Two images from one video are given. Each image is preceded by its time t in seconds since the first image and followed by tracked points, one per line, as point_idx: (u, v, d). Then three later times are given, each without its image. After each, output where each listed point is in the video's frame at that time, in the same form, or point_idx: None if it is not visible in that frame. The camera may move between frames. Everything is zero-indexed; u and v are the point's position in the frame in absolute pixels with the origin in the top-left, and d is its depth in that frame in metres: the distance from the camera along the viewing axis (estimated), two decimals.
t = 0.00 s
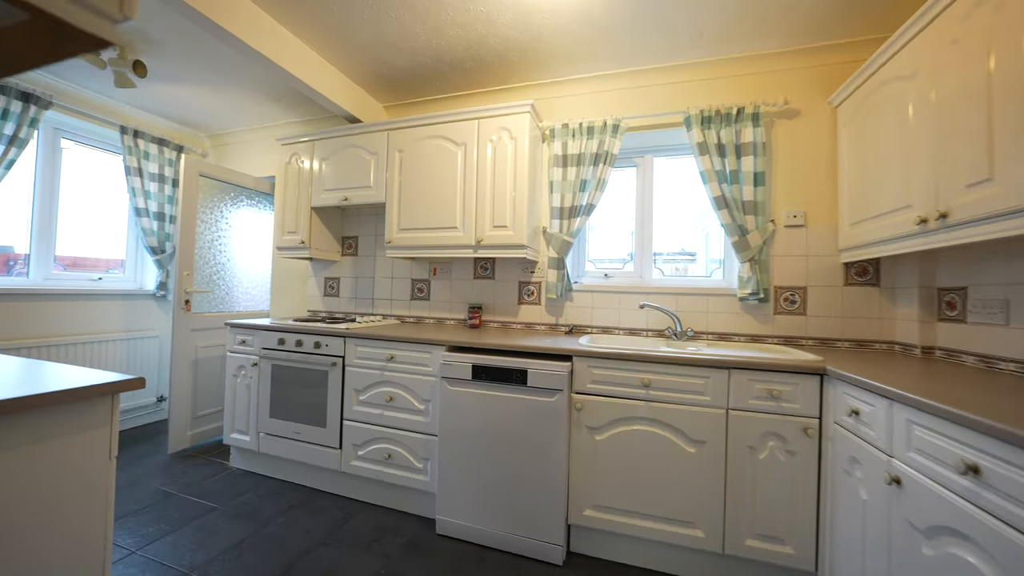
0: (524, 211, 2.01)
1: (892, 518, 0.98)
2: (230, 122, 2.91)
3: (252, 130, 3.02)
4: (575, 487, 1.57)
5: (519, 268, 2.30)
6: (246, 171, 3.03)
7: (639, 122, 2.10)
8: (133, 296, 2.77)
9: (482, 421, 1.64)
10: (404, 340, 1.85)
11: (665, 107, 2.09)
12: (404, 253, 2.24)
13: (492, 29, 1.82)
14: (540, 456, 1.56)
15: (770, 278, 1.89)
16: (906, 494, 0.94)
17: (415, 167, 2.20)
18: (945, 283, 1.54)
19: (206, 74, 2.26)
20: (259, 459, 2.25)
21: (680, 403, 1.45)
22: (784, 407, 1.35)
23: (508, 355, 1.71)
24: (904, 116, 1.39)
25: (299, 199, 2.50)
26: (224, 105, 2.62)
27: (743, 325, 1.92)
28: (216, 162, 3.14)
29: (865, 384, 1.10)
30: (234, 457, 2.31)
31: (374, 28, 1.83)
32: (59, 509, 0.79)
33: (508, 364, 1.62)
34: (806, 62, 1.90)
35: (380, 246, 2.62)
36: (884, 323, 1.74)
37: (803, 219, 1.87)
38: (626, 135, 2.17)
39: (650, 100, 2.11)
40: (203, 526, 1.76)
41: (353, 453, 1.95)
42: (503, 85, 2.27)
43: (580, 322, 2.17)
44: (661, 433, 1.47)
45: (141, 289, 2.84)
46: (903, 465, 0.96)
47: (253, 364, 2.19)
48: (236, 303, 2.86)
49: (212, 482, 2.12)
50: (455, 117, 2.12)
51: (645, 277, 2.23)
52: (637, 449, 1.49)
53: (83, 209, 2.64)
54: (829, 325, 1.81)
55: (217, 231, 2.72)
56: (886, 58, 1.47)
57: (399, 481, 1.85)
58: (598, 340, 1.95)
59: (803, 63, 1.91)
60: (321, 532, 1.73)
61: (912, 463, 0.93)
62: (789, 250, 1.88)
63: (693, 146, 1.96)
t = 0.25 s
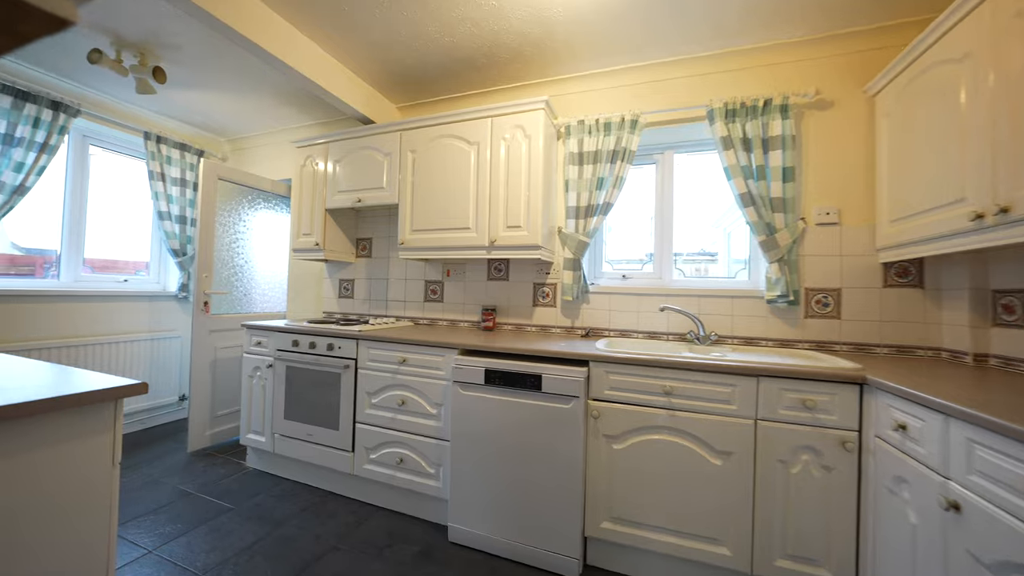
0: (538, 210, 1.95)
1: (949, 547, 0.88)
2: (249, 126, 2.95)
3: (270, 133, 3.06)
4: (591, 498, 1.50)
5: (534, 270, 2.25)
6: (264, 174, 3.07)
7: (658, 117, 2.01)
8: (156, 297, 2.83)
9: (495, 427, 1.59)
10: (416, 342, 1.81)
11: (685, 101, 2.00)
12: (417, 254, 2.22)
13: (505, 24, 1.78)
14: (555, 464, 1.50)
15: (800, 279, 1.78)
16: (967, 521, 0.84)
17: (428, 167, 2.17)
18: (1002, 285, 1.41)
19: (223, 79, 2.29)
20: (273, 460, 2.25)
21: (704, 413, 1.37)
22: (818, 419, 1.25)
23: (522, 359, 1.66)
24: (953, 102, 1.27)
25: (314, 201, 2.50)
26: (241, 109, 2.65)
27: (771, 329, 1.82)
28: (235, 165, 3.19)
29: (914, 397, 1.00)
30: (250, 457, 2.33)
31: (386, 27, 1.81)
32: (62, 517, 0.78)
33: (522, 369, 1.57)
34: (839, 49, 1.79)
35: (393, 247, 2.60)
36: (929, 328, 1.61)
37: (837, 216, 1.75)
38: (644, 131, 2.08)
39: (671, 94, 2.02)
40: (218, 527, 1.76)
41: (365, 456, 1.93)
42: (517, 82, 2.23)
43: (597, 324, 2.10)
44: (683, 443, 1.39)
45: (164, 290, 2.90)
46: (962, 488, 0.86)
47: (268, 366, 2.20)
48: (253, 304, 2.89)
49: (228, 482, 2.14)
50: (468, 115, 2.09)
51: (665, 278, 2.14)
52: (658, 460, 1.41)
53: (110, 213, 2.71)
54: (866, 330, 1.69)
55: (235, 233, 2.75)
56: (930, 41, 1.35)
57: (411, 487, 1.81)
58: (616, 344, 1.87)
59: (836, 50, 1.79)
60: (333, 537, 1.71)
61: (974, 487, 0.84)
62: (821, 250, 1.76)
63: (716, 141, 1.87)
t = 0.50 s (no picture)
0: (554, 210, 1.89)
1: None
2: (269, 130, 3.00)
3: (288, 137, 3.10)
4: (610, 511, 1.43)
5: (550, 271, 2.19)
6: (283, 178, 3.12)
7: (680, 112, 1.92)
8: (181, 298, 2.90)
9: (509, 435, 1.54)
10: (429, 346, 1.78)
11: (709, 94, 1.90)
12: (431, 256, 2.19)
13: (519, 20, 1.73)
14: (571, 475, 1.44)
15: (836, 282, 1.66)
16: None
17: (442, 167, 2.14)
18: None
19: (242, 84, 2.32)
20: (289, 461, 2.26)
21: (732, 425, 1.28)
22: (860, 435, 1.15)
23: (537, 365, 1.61)
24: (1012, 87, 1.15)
25: (330, 203, 2.51)
26: (261, 114, 2.69)
27: (804, 334, 1.70)
28: (256, 169, 3.25)
29: (976, 416, 0.90)
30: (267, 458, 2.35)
31: (398, 27, 1.79)
32: (64, 527, 0.77)
33: (537, 375, 1.51)
34: (879, 34, 1.66)
35: (408, 249, 2.59)
36: (983, 335, 1.47)
37: (877, 214, 1.62)
38: (665, 127, 2.00)
39: (693, 87, 1.92)
40: (234, 528, 1.77)
41: (378, 461, 1.91)
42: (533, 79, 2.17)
43: (616, 328, 2.02)
44: (709, 456, 1.30)
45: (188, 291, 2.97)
46: None
47: (284, 367, 2.21)
48: (272, 306, 2.93)
49: (245, 482, 2.15)
50: (482, 114, 2.04)
51: (688, 279, 2.05)
52: (681, 474, 1.33)
53: (139, 217, 2.80)
54: (911, 337, 1.56)
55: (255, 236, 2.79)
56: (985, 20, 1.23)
57: (424, 493, 1.78)
58: (636, 349, 1.79)
59: (875, 35, 1.66)
60: (346, 542, 1.69)
61: None
62: (859, 250, 1.64)
63: (742, 135, 1.77)
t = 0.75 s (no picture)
0: (571, 210, 1.83)
1: None
2: (288, 135, 3.04)
3: (307, 141, 3.14)
4: (629, 527, 1.35)
5: (567, 273, 2.12)
6: (303, 181, 3.16)
7: (704, 105, 1.82)
8: (206, 300, 2.97)
9: (523, 443, 1.49)
10: (442, 350, 1.75)
11: (736, 85, 1.79)
12: (446, 258, 2.16)
13: (533, 14, 1.67)
14: (588, 488, 1.37)
15: (879, 284, 1.53)
16: None
17: (456, 168, 2.11)
18: None
19: (261, 90, 2.35)
20: (306, 463, 2.27)
21: (763, 440, 1.19)
22: (912, 456, 1.03)
23: (552, 371, 1.54)
24: None
25: (346, 205, 2.52)
26: (280, 118, 2.73)
27: (842, 341, 1.58)
28: (277, 173, 3.31)
29: None
30: (286, 458, 2.37)
31: (410, 26, 1.76)
32: (68, 536, 0.76)
33: (552, 382, 1.45)
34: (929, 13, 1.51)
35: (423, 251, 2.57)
36: None
37: (926, 210, 1.48)
38: (688, 121, 1.90)
39: (719, 78, 1.82)
40: (250, 529, 1.78)
41: (392, 466, 1.89)
42: (549, 75, 2.11)
43: (636, 332, 1.94)
44: (738, 473, 1.21)
45: (213, 293, 3.04)
46: None
47: (301, 369, 2.22)
48: (291, 308, 2.97)
49: (264, 482, 2.18)
50: (497, 113, 2.00)
51: (713, 281, 1.94)
52: (707, 490, 1.24)
53: (166, 222, 2.87)
54: (966, 345, 1.42)
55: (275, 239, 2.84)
56: None
57: (437, 500, 1.74)
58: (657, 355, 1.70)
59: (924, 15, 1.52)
60: (359, 547, 1.67)
61: None
62: (905, 249, 1.50)
63: (772, 128, 1.65)
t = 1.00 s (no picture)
0: (589, 209, 1.75)
1: None
2: (309, 139, 3.09)
3: (327, 144, 3.18)
4: (652, 545, 1.27)
5: (586, 275, 2.04)
6: (323, 184, 3.20)
7: (732, 95, 1.71)
8: (231, 302, 3.05)
9: (540, 452, 1.43)
10: (456, 354, 1.71)
11: (767, 72, 1.67)
12: (461, 259, 2.13)
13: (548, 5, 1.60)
14: (608, 501, 1.30)
15: (932, 286, 1.39)
16: None
17: (471, 167, 2.07)
18: None
19: (280, 94, 2.38)
20: (324, 464, 2.28)
21: (801, 457, 1.09)
22: (977, 481, 0.91)
23: (570, 378, 1.48)
24: None
25: (363, 207, 2.52)
26: (300, 122, 2.77)
27: (888, 347, 1.44)
28: (299, 177, 3.37)
29: None
30: (305, 458, 2.39)
31: (423, 23, 1.73)
32: (72, 541, 0.76)
33: (569, 389, 1.38)
34: None
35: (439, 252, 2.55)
36: None
37: (987, 202, 1.33)
38: (714, 113, 1.79)
39: (747, 66, 1.70)
40: (268, 530, 1.79)
41: (407, 470, 1.87)
42: (566, 70, 2.04)
43: (658, 336, 1.85)
44: (773, 492, 1.12)
45: (238, 295, 3.12)
46: None
47: (319, 371, 2.24)
48: (312, 309, 3.01)
49: (283, 482, 2.20)
50: (512, 110, 1.94)
51: (742, 283, 1.82)
52: (738, 509, 1.15)
53: (194, 226, 2.96)
54: None
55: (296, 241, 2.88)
56: None
57: (452, 507, 1.71)
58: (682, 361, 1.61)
59: None
60: (374, 553, 1.65)
61: None
62: (963, 246, 1.36)
63: (808, 117, 1.53)
